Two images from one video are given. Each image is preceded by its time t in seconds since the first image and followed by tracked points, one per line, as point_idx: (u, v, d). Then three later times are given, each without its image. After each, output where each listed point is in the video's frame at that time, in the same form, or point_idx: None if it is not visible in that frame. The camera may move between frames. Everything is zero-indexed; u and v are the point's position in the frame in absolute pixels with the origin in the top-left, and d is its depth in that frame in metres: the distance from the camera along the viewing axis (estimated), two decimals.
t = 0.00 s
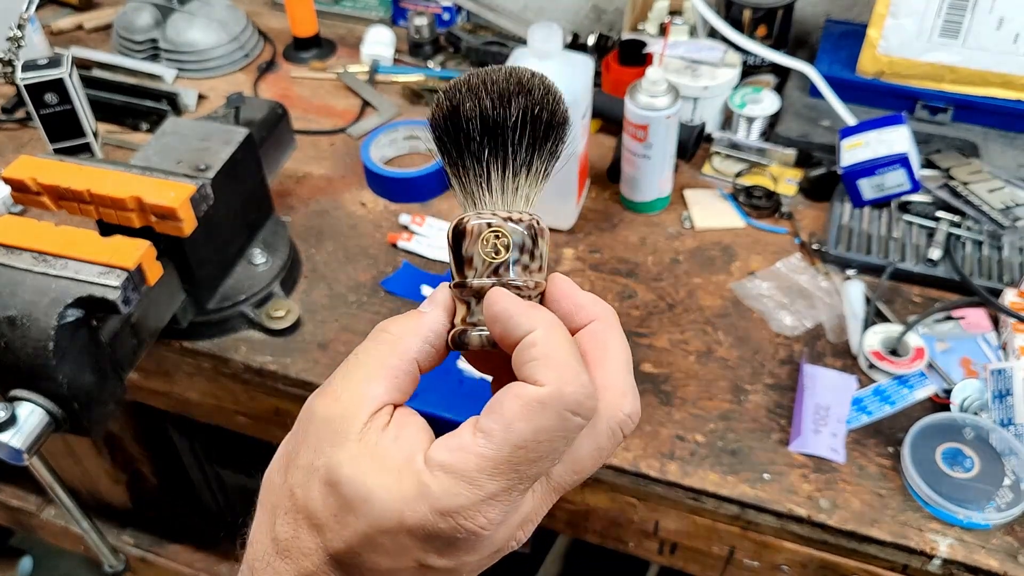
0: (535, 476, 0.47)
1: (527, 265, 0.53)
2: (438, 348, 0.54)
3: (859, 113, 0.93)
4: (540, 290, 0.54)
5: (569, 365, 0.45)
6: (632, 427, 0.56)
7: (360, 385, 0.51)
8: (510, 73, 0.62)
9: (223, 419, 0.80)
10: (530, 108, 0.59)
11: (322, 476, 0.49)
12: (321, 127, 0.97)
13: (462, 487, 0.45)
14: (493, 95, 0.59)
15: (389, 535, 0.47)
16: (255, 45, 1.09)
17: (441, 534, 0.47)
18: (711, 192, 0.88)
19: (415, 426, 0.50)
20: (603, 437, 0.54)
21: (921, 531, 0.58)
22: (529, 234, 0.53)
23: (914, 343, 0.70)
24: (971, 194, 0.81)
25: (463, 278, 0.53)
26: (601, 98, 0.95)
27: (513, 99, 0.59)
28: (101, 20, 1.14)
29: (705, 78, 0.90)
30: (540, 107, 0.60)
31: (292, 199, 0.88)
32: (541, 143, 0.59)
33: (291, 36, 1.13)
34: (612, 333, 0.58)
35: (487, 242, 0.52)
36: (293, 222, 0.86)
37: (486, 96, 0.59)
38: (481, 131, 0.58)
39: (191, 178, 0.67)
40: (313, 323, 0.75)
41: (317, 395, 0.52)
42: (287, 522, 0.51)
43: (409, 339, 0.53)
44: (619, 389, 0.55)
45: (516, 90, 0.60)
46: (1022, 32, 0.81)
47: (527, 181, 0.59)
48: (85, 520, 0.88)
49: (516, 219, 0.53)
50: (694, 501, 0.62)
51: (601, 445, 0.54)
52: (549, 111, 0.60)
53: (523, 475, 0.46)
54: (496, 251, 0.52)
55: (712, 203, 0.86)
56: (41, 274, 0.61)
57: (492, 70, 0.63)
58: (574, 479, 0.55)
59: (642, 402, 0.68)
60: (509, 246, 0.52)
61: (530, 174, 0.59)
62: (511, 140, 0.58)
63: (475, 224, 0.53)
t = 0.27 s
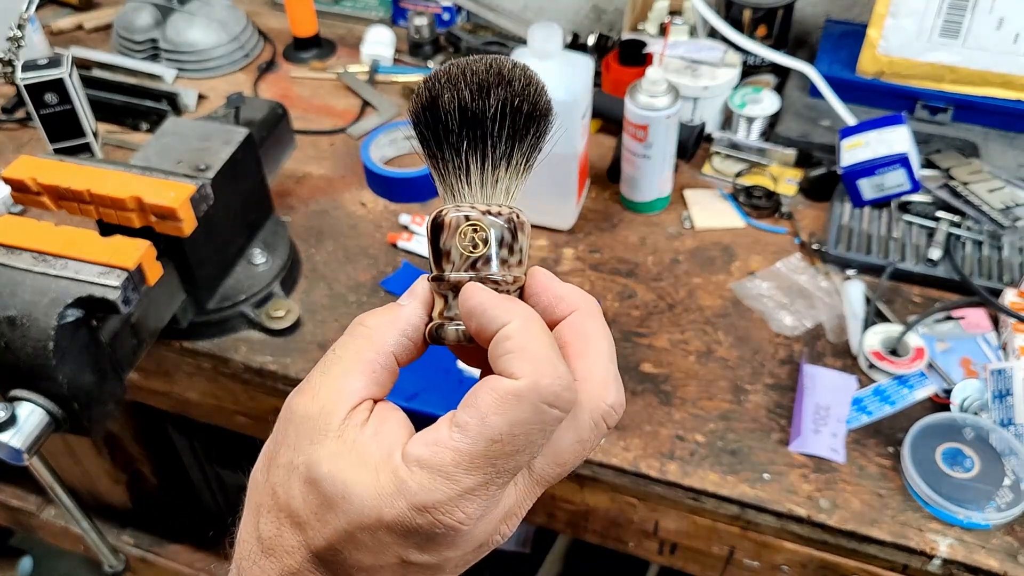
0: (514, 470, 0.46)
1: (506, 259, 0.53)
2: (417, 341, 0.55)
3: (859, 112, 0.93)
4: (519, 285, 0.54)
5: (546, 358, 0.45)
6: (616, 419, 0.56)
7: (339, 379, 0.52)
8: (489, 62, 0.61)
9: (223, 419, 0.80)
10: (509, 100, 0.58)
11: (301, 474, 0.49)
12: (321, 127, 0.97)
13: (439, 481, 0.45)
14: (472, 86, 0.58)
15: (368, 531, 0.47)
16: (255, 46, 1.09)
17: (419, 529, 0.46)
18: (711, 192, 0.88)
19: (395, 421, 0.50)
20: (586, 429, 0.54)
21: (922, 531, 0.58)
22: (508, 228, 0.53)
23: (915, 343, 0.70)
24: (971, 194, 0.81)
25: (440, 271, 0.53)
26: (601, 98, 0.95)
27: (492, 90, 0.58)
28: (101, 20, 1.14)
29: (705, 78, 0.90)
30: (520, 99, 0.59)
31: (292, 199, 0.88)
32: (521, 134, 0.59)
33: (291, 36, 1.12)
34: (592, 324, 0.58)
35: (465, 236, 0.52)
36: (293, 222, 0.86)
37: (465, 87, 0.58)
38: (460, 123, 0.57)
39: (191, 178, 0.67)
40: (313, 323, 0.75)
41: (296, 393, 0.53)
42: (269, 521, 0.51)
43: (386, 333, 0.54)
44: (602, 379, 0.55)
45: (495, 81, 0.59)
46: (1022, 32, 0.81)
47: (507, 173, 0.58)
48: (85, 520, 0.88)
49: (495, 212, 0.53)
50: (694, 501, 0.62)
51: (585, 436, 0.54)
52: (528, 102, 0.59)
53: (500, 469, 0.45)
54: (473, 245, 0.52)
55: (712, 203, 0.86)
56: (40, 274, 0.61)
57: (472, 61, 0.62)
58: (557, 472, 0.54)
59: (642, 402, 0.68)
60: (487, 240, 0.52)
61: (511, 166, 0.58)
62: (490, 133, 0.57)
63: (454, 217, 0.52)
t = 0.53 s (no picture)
0: (511, 470, 0.46)
1: (505, 261, 0.53)
2: (412, 340, 0.54)
3: (859, 112, 0.93)
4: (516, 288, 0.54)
5: (543, 357, 0.45)
6: (615, 419, 0.55)
7: (334, 378, 0.52)
8: (496, 62, 0.61)
9: (223, 419, 0.80)
10: (514, 102, 0.58)
11: (297, 473, 0.49)
12: (321, 127, 0.97)
13: (436, 481, 0.45)
14: (478, 87, 0.58)
15: (364, 530, 0.47)
16: (255, 46, 1.09)
17: (416, 529, 0.46)
18: (711, 192, 0.88)
19: (391, 420, 0.50)
20: (585, 429, 0.54)
21: (922, 531, 0.58)
22: (508, 232, 0.53)
23: (915, 343, 0.70)
24: (971, 194, 0.81)
25: (438, 271, 0.53)
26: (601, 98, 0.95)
27: (497, 91, 0.58)
28: (101, 20, 1.14)
29: (705, 78, 0.90)
30: (525, 101, 0.59)
31: (292, 199, 0.88)
32: (524, 137, 0.59)
33: (291, 36, 1.12)
34: (590, 324, 0.58)
35: (464, 237, 0.52)
36: (293, 222, 0.86)
37: (470, 87, 0.58)
38: (464, 123, 0.57)
39: (191, 178, 0.67)
40: (313, 323, 0.75)
41: (292, 392, 0.52)
42: (266, 520, 0.51)
43: (381, 331, 0.53)
44: (601, 379, 0.55)
45: (502, 83, 0.59)
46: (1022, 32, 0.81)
47: (509, 175, 0.58)
48: (85, 520, 0.88)
49: (495, 215, 0.53)
50: (694, 501, 0.62)
51: (584, 437, 0.54)
52: (533, 105, 0.59)
53: (497, 469, 0.45)
54: (473, 246, 0.52)
55: (712, 203, 0.86)
56: (40, 274, 0.61)
57: (479, 60, 0.62)
58: (555, 473, 0.54)
59: (642, 403, 0.68)
60: (487, 242, 0.52)
61: (513, 168, 0.58)
62: (494, 134, 0.57)
63: (454, 217, 0.52)
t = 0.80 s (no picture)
0: (511, 472, 0.46)
1: (506, 265, 0.53)
2: (411, 341, 0.54)
3: (859, 112, 0.93)
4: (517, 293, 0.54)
5: (544, 360, 0.45)
6: (616, 422, 0.55)
7: (333, 379, 0.51)
8: (505, 65, 0.61)
9: (224, 419, 0.80)
10: (523, 107, 0.58)
11: (296, 474, 0.49)
12: (321, 127, 0.97)
13: (436, 483, 0.45)
14: (487, 89, 0.58)
15: (364, 532, 0.47)
16: (255, 46, 1.09)
17: (415, 530, 0.46)
18: (711, 192, 0.88)
19: (390, 421, 0.50)
20: (585, 432, 0.54)
21: (922, 531, 0.58)
22: (510, 236, 0.53)
23: (915, 343, 0.70)
24: (971, 194, 0.81)
25: (439, 272, 0.53)
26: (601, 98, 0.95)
27: (507, 96, 0.58)
28: (101, 20, 1.14)
29: (705, 78, 0.90)
30: (534, 107, 0.59)
31: (292, 199, 0.88)
32: (530, 142, 0.59)
33: (290, 36, 1.12)
34: (590, 326, 0.58)
35: (467, 239, 0.52)
36: (293, 222, 0.86)
37: (479, 90, 0.58)
38: (471, 125, 0.57)
39: (191, 178, 0.67)
40: (313, 323, 0.75)
41: (291, 392, 0.52)
42: (265, 521, 0.51)
43: (379, 332, 0.53)
44: (603, 380, 0.55)
45: (511, 87, 0.59)
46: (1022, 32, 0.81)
47: (513, 180, 0.58)
48: (85, 520, 0.88)
49: (498, 218, 0.53)
50: (694, 501, 0.62)
51: (584, 439, 0.54)
52: (541, 111, 0.59)
53: (497, 471, 0.45)
54: (475, 249, 0.52)
55: (712, 203, 0.86)
56: (40, 274, 0.61)
57: (487, 62, 0.61)
58: (555, 475, 0.54)
59: (642, 403, 0.68)
60: (489, 245, 0.52)
61: (518, 173, 0.59)
62: (501, 138, 0.57)
63: (457, 219, 0.52)
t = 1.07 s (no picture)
0: (515, 474, 0.46)
1: (511, 264, 0.53)
2: (411, 340, 0.54)
3: (859, 112, 0.93)
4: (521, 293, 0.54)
5: (549, 361, 0.45)
6: (620, 422, 0.56)
7: (333, 379, 0.51)
8: (514, 64, 0.61)
9: (224, 419, 0.80)
10: (533, 106, 0.58)
11: (297, 476, 0.49)
12: (321, 127, 0.97)
13: (440, 485, 0.45)
14: (497, 88, 0.58)
15: (366, 534, 0.47)
16: (255, 46, 1.09)
17: (419, 532, 0.46)
18: (711, 192, 0.88)
19: (392, 421, 0.50)
20: (590, 432, 0.54)
21: (922, 531, 0.58)
22: (516, 236, 0.53)
23: (915, 343, 0.70)
24: (971, 194, 0.81)
25: (443, 271, 0.53)
26: (601, 98, 0.95)
27: (516, 95, 0.58)
28: (101, 20, 1.14)
29: (705, 78, 0.90)
30: (542, 106, 0.59)
31: (292, 199, 0.88)
32: (538, 142, 0.59)
33: (290, 36, 1.12)
34: (594, 326, 0.58)
35: (473, 238, 0.52)
36: (293, 222, 0.86)
37: (489, 88, 0.58)
38: (480, 123, 0.57)
39: (191, 178, 0.67)
40: (313, 323, 0.75)
41: (290, 392, 0.52)
42: (266, 523, 0.51)
43: (379, 330, 0.53)
44: (608, 380, 0.55)
45: (521, 86, 0.58)
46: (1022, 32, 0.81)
47: (519, 179, 0.58)
48: (85, 520, 0.88)
49: (504, 217, 0.53)
50: (694, 501, 0.62)
51: (589, 439, 0.54)
52: (550, 110, 0.59)
53: (502, 473, 0.45)
54: (480, 248, 0.52)
55: (712, 203, 0.86)
56: (40, 274, 0.61)
57: (496, 59, 0.61)
58: (559, 475, 0.54)
59: (642, 403, 0.68)
60: (495, 244, 0.52)
61: (524, 172, 0.59)
62: (510, 137, 0.57)
63: (463, 218, 0.52)
